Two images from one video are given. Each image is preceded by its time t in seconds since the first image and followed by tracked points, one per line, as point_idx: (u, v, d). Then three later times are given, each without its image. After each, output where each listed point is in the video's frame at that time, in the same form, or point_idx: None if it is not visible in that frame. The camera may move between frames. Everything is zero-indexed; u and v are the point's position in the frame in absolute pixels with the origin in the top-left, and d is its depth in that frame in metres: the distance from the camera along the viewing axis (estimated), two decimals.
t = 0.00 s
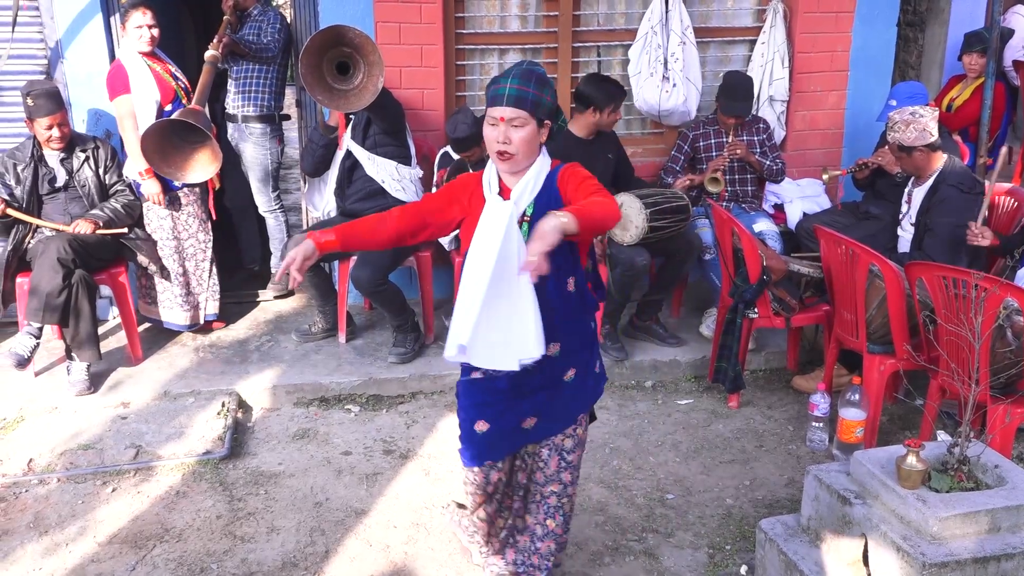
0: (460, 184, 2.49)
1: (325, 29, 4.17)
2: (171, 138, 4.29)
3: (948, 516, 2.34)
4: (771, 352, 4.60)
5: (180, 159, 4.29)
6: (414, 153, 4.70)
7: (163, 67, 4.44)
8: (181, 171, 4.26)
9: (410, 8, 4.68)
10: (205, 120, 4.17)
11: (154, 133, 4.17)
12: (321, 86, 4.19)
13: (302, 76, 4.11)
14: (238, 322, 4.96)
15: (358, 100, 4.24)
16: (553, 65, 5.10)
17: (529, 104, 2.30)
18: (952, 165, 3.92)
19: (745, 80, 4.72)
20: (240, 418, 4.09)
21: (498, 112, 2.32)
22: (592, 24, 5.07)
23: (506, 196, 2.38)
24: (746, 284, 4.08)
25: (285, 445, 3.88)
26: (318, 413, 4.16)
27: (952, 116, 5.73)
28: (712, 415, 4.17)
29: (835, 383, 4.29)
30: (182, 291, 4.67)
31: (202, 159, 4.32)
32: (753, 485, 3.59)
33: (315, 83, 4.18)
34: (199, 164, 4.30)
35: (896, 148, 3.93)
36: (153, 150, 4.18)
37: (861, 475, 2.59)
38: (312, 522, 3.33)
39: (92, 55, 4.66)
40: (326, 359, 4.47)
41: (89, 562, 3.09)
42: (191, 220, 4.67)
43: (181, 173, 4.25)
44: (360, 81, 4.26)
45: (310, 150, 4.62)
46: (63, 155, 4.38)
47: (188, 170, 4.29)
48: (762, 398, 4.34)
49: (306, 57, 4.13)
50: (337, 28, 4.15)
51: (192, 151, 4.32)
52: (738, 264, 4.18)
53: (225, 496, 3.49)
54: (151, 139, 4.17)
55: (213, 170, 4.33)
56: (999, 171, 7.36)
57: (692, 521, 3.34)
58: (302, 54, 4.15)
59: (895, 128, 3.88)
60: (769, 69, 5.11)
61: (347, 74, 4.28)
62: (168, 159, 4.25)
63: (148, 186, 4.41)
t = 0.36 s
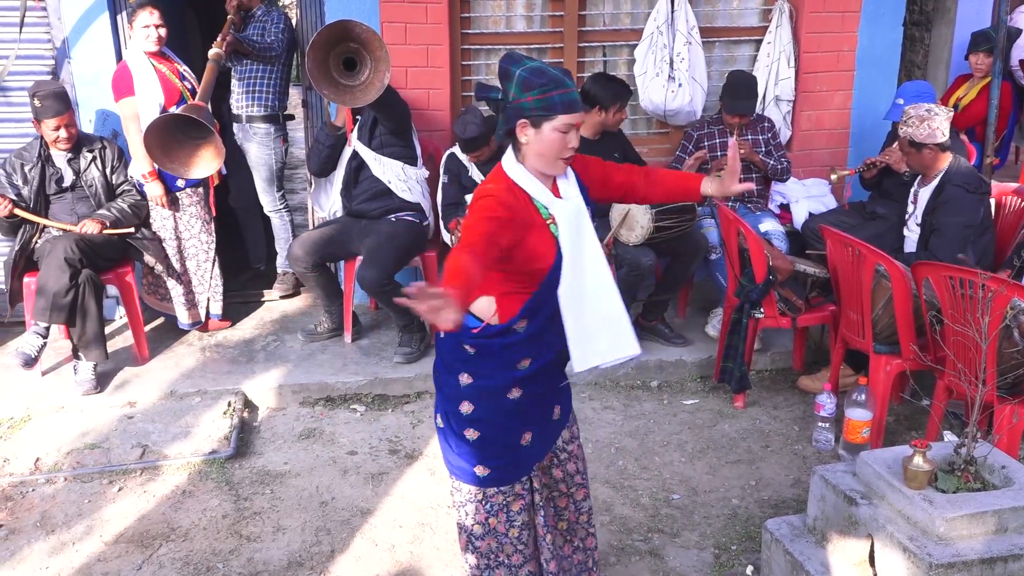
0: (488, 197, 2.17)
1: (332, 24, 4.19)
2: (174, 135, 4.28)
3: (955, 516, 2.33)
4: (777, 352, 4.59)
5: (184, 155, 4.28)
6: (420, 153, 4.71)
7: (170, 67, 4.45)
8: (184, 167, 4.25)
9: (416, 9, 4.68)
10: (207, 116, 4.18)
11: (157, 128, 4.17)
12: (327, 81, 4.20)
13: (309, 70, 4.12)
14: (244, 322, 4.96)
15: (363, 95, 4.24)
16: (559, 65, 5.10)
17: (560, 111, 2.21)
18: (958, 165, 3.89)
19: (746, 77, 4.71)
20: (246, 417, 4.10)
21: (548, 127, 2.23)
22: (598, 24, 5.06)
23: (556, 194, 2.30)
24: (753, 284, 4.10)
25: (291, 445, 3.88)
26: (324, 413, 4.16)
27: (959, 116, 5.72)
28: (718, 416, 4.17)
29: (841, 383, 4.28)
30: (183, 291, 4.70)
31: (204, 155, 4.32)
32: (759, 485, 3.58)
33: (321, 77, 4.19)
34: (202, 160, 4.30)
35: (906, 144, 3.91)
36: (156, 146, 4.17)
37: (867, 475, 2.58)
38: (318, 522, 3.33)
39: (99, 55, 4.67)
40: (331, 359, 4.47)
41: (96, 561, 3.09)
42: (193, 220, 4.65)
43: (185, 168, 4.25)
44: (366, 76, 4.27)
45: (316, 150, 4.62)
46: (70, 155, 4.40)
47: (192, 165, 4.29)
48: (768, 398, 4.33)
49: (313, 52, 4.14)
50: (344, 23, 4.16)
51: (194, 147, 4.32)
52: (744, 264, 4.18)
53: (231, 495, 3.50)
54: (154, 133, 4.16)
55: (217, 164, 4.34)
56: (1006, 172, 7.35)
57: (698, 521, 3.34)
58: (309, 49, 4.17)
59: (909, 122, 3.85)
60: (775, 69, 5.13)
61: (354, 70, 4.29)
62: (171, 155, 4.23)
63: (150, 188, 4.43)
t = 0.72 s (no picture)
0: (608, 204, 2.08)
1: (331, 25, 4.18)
2: (171, 134, 4.28)
3: (956, 516, 2.33)
4: (778, 352, 4.59)
5: (182, 155, 4.28)
6: (421, 153, 4.72)
7: (167, 69, 4.47)
8: (183, 167, 4.26)
9: (416, 9, 4.68)
10: (206, 115, 4.18)
11: (154, 128, 4.16)
12: (327, 82, 4.19)
13: (308, 72, 4.11)
14: (244, 322, 4.96)
15: (363, 96, 4.24)
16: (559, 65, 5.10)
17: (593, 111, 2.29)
18: (959, 165, 3.89)
19: (756, 78, 4.73)
20: (246, 418, 4.10)
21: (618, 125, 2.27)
22: (599, 24, 5.06)
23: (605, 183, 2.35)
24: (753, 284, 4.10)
25: (292, 446, 3.88)
26: (324, 413, 4.16)
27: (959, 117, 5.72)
28: (719, 416, 4.17)
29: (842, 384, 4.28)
30: (177, 291, 4.69)
31: (203, 155, 4.32)
32: (759, 485, 3.58)
33: (320, 79, 4.18)
34: (201, 160, 4.30)
35: (911, 140, 3.90)
36: (154, 147, 4.17)
37: (868, 475, 2.58)
38: (318, 522, 3.33)
39: (98, 56, 4.67)
40: (332, 360, 4.47)
41: (96, 562, 3.09)
42: (186, 221, 4.63)
43: (184, 169, 4.25)
44: (366, 77, 4.27)
45: (317, 151, 4.61)
46: (70, 156, 4.39)
47: (192, 165, 4.29)
48: (768, 399, 4.33)
49: (313, 53, 4.14)
50: (344, 24, 4.16)
51: (193, 147, 4.32)
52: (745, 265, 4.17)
53: (232, 496, 3.50)
54: (151, 133, 4.16)
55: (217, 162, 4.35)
56: (1006, 172, 7.35)
57: (698, 521, 3.34)
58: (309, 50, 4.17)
59: (917, 118, 3.84)
60: (776, 69, 5.12)
61: (354, 72, 4.29)
62: (170, 155, 4.24)
63: (143, 191, 4.47)
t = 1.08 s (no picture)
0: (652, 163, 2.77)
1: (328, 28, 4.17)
2: (171, 139, 4.29)
3: (953, 516, 2.33)
4: (775, 352, 4.60)
5: (181, 159, 4.28)
6: (418, 153, 4.72)
7: (161, 69, 4.47)
8: (182, 171, 4.26)
9: (414, 9, 4.68)
10: (203, 119, 4.18)
11: (152, 131, 4.18)
12: (325, 85, 4.18)
13: (306, 74, 4.10)
14: (241, 322, 4.96)
15: (361, 98, 4.24)
16: (556, 65, 5.09)
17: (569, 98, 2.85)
18: (957, 164, 3.89)
19: (762, 80, 4.72)
20: (243, 418, 4.09)
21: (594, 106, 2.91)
22: (596, 24, 5.06)
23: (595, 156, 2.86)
24: (750, 284, 4.09)
25: (289, 445, 3.88)
26: (321, 413, 4.16)
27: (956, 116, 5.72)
28: (716, 415, 4.17)
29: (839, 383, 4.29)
30: (169, 289, 4.72)
31: (202, 157, 4.31)
32: (757, 485, 3.58)
33: (318, 81, 4.17)
34: (200, 164, 4.30)
35: (909, 140, 3.91)
36: (153, 150, 4.18)
37: (865, 474, 2.58)
38: (315, 522, 3.33)
39: (95, 55, 4.67)
40: (329, 360, 4.47)
41: (93, 562, 3.09)
42: (179, 220, 4.65)
43: (185, 172, 4.26)
44: (363, 79, 4.27)
45: (314, 151, 4.61)
46: (67, 155, 4.39)
47: (190, 169, 4.29)
48: (766, 398, 4.33)
49: (310, 57, 4.14)
50: (341, 26, 4.15)
51: (192, 150, 4.32)
52: (741, 264, 4.17)
53: (229, 495, 3.50)
54: (149, 138, 4.17)
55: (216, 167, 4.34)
56: (1003, 172, 7.36)
57: (696, 521, 3.34)
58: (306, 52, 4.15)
59: (916, 116, 3.85)
60: (773, 68, 5.11)
61: (351, 73, 4.28)
62: (168, 160, 4.24)
63: (137, 187, 4.48)
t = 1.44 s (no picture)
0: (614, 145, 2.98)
1: (332, 29, 4.18)
2: (176, 145, 4.29)
3: (953, 517, 2.33)
4: (775, 354, 4.60)
5: (185, 165, 4.28)
6: (420, 155, 4.72)
7: (167, 72, 4.48)
8: (184, 176, 4.26)
9: (414, 10, 4.69)
10: (207, 125, 4.16)
11: (159, 137, 4.19)
12: (330, 86, 4.18)
13: (312, 75, 4.09)
14: (242, 323, 4.96)
15: (366, 98, 4.25)
16: (557, 66, 5.10)
17: (564, 86, 2.76)
18: (958, 166, 3.89)
19: (769, 85, 4.70)
20: (244, 419, 4.09)
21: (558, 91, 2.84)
22: (597, 25, 5.06)
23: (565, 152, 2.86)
24: (750, 286, 4.09)
25: (289, 446, 3.89)
26: (322, 414, 4.16)
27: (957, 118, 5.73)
28: (716, 417, 4.17)
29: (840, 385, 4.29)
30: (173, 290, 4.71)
31: (205, 164, 4.30)
32: (757, 486, 3.59)
33: (324, 83, 4.16)
34: (203, 170, 4.28)
35: (910, 141, 3.91)
36: (157, 156, 4.20)
37: (865, 476, 2.58)
38: (316, 523, 3.33)
39: (96, 57, 4.67)
40: (330, 361, 4.47)
41: (94, 563, 3.09)
42: (181, 222, 4.63)
43: (187, 177, 4.26)
44: (368, 79, 4.28)
45: (316, 152, 4.60)
46: (69, 157, 4.39)
47: (193, 176, 4.28)
48: (766, 400, 4.34)
49: (315, 57, 4.13)
50: (346, 26, 4.16)
51: (196, 156, 4.31)
52: (742, 266, 4.17)
53: (230, 496, 3.50)
54: (154, 144, 4.19)
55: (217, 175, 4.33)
56: (1003, 173, 7.37)
57: (696, 522, 3.34)
58: (312, 54, 4.15)
59: (917, 118, 3.85)
60: (774, 70, 5.11)
61: (355, 74, 4.29)
62: (172, 166, 4.25)
63: (139, 189, 4.47)
